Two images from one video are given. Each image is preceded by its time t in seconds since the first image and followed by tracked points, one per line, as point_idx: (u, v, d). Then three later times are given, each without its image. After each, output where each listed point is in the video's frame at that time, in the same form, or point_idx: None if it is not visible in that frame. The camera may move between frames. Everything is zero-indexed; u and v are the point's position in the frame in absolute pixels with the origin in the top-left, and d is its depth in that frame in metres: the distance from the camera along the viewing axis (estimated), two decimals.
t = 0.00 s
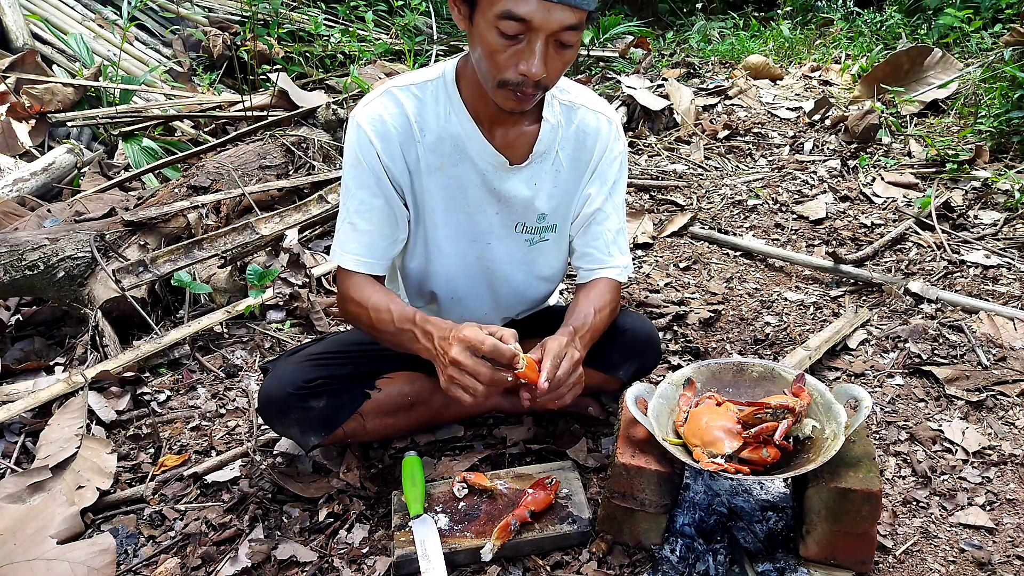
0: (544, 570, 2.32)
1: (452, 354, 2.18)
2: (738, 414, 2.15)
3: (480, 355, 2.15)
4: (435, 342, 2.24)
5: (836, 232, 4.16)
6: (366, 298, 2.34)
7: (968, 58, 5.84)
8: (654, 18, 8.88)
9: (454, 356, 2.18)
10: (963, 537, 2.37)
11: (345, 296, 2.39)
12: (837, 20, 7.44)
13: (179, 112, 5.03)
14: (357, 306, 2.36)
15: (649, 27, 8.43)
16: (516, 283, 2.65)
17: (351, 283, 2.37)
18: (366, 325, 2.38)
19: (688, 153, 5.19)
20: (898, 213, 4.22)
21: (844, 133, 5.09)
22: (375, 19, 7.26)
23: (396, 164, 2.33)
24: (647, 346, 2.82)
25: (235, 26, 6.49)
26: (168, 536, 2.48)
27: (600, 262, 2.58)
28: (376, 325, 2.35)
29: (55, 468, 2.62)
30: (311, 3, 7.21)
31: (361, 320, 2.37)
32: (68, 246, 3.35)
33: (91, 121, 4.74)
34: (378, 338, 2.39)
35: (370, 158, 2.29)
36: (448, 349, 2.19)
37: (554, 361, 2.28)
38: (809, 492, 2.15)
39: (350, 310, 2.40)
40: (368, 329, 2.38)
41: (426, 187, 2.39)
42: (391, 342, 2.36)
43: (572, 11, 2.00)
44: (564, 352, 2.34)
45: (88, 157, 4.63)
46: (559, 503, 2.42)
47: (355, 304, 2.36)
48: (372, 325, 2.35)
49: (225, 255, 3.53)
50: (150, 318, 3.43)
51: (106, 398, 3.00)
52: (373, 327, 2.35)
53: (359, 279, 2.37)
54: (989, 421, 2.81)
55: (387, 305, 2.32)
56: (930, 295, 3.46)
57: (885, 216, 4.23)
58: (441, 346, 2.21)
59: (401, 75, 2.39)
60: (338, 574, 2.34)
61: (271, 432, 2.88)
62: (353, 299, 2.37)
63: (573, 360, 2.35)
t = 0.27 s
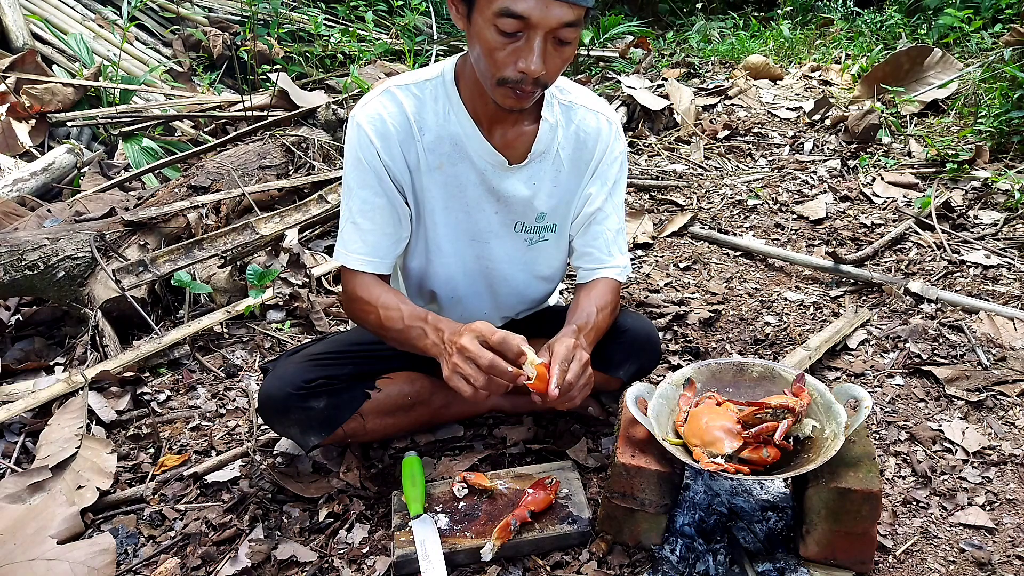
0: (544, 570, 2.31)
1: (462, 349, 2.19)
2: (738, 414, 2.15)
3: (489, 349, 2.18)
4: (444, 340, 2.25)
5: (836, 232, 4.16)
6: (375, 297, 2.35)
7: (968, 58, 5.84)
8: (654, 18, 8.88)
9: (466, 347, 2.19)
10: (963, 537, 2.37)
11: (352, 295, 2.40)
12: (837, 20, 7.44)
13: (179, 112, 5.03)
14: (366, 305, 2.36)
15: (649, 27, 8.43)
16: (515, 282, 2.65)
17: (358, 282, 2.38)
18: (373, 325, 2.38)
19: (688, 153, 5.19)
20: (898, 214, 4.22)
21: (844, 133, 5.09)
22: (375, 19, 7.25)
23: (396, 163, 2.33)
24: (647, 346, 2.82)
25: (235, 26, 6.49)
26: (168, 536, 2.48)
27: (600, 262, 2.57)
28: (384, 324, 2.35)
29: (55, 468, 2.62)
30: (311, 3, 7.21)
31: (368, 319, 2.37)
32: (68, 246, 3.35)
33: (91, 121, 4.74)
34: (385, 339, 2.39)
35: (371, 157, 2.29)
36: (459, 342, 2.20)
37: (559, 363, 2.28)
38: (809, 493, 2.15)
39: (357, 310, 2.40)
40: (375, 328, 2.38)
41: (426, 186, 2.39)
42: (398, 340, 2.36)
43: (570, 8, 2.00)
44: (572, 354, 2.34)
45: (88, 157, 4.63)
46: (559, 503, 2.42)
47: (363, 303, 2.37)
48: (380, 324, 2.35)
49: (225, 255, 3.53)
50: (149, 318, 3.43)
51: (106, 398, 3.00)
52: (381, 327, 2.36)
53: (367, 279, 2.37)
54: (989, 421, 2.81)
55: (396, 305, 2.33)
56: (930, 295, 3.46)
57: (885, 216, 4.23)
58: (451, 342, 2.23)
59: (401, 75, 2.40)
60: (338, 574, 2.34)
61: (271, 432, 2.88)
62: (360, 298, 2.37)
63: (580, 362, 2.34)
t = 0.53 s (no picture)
0: (544, 570, 2.31)
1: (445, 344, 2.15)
2: (737, 414, 2.15)
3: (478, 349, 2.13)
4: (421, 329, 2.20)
5: (836, 232, 4.15)
6: (352, 278, 2.29)
7: (968, 58, 5.84)
8: (654, 18, 8.88)
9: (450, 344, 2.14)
10: (963, 537, 2.37)
11: (330, 275, 2.34)
12: (837, 20, 7.44)
13: (179, 112, 5.03)
14: (343, 287, 2.30)
15: (649, 27, 8.43)
16: (514, 274, 2.64)
17: (338, 263, 2.32)
18: (348, 307, 2.33)
19: (688, 153, 5.19)
20: (898, 214, 4.22)
21: (844, 133, 5.09)
22: (375, 19, 7.25)
23: (392, 152, 2.35)
24: (647, 345, 2.82)
25: (235, 26, 6.49)
26: (168, 536, 2.48)
27: (606, 248, 2.53)
28: (360, 308, 2.30)
29: (55, 468, 2.62)
30: (311, 3, 7.21)
31: (344, 300, 2.32)
32: (68, 246, 3.35)
33: (92, 121, 4.74)
34: (359, 320, 2.34)
35: (368, 143, 2.31)
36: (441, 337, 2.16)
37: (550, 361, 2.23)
38: (809, 493, 2.15)
39: (334, 291, 2.35)
40: (350, 310, 2.34)
41: (422, 175, 2.40)
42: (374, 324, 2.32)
43: None
44: (564, 360, 2.27)
45: (88, 157, 4.62)
46: (559, 503, 2.42)
47: (340, 285, 2.31)
48: (356, 307, 2.30)
49: (225, 255, 3.53)
50: (150, 318, 3.43)
51: (106, 398, 3.00)
52: (356, 309, 2.31)
53: (346, 261, 2.31)
54: (989, 421, 2.81)
55: (374, 286, 2.28)
56: (930, 295, 3.46)
57: (885, 216, 4.23)
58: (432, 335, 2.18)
59: (399, 68, 2.43)
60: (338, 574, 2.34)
61: (271, 432, 2.88)
62: (338, 279, 2.32)
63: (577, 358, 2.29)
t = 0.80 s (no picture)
0: (544, 570, 2.31)
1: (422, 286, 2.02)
2: (738, 414, 2.15)
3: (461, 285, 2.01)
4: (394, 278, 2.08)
5: (836, 232, 4.16)
6: (325, 241, 2.20)
7: (968, 58, 5.84)
8: (654, 18, 8.89)
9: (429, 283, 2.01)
10: (963, 537, 2.37)
11: (300, 246, 2.26)
12: (837, 20, 7.44)
13: (179, 112, 5.03)
14: (314, 249, 2.20)
15: (649, 27, 8.43)
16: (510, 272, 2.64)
17: (312, 230, 2.25)
18: (315, 274, 2.21)
19: (688, 153, 5.19)
20: (898, 213, 4.22)
21: (844, 133, 5.09)
22: (375, 19, 7.25)
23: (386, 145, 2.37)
24: (648, 347, 2.82)
25: (235, 26, 6.49)
26: (168, 536, 2.48)
27: (608, 240, 2.41)
28: (328, 270, 2.18)
29: (55, 468, 2.62)
30: (311, 3, 7.21)
31: (312, 267, 2.21)
32: (68, 246, 3.35)
33: (92, 122, 4.74)
34: (326, 290, 2.22)
35: (365, 136, 2.33)
36: (418, 279, 2.03)
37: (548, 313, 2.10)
38: (809, 493, 2.15)
39: (302, 262, 2.25)
40: (317, 278, 2.22)
41: (419, 173, 2.42)
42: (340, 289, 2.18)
43: None
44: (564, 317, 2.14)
45: (88, 157, 4.62)
46: (559, 503, 2.42)
47: (310, 251, 2.22)
48: (324, 271, 2.18)
49: (225, 255, 3.53)
50: (150, 319, 3.43)
51: (106, 398, 3.00)
52: (324, 271, 2.18)
53: (323, 230, 2.23)
54: (989, 421, 2.81)
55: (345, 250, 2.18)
56: (930, 295, 3.46)
57: (885, 216, 4.23)
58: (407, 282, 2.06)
59: (403, 67, 2.47)
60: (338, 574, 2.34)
61: (271, 432, 2.88)
62: (309, 246, 2.23)
63: (580, 321, 2.18)
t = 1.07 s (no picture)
0: (544, 569, 2.31)
1: (451, 228, 1.89)
2: (737, 414, 2.15)
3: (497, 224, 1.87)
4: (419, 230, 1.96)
5: (836, 232, 4.16)
6: (341, 211, 2.10)
7: (968, 58, 5.84)
8: (654, 18, 8.89)
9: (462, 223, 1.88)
10: (963, 537, 2.37)
11: (311, 218, 2.15)
12: (837, 20, 7.44)
13: (179, 112, 5.03)
14: (329, 216, 2.09)
15: (649, 27, 8.43)
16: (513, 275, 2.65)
17: (323, 201, 2.15)
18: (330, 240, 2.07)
19: (688, 153, 5.19)
20: (898, 213, 4.22)
21: (844, 133, 5.09)
22: (375, 19, 7.25)
23: (404, 137, 2.36)
24: (648, 351, 2.81)
25: (235, 26, 6.49)
26: (168, 536, 2.48)
27: (616, 248, 2.37)
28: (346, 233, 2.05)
29: (55, 468, 2.62)
30: (311, 3, 7.21)
31: (324, 233, 2.08)
32: (68, 246, 3.35)
33: (92, 122, 4.74)
34: (341, 258, 2.07)
35: (386, 125, 2.31)
36: (448, 223, 1.91)
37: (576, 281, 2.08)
38: (809, 493, 2.15)
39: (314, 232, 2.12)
40: (331, 245, 2.08)
41: (432, 170, 2.41)
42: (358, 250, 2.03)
43: None
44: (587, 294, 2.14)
45: (88, 157, 4.62)
46: (559, 503, 2.42)
47: (323, 220, 2.11)
48: (341, 235, 2.05)
49: (225, 255, 3.53)
50: (150, 319, 3.43)
51: (106, 398, 3.00)
52: (339, 235, 2.05)
53: (336, 201, 2.14)
54: (989, 421, 2.81)
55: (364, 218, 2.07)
56: (930, 295, 3.46)
57: (885, 216, 4.23)
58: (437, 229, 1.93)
59: (427, 63, 2.48)
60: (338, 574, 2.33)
61: (271, 432, 2.88)
62: (323, 214, 2.12)
63: (605, 298, 2.17)
